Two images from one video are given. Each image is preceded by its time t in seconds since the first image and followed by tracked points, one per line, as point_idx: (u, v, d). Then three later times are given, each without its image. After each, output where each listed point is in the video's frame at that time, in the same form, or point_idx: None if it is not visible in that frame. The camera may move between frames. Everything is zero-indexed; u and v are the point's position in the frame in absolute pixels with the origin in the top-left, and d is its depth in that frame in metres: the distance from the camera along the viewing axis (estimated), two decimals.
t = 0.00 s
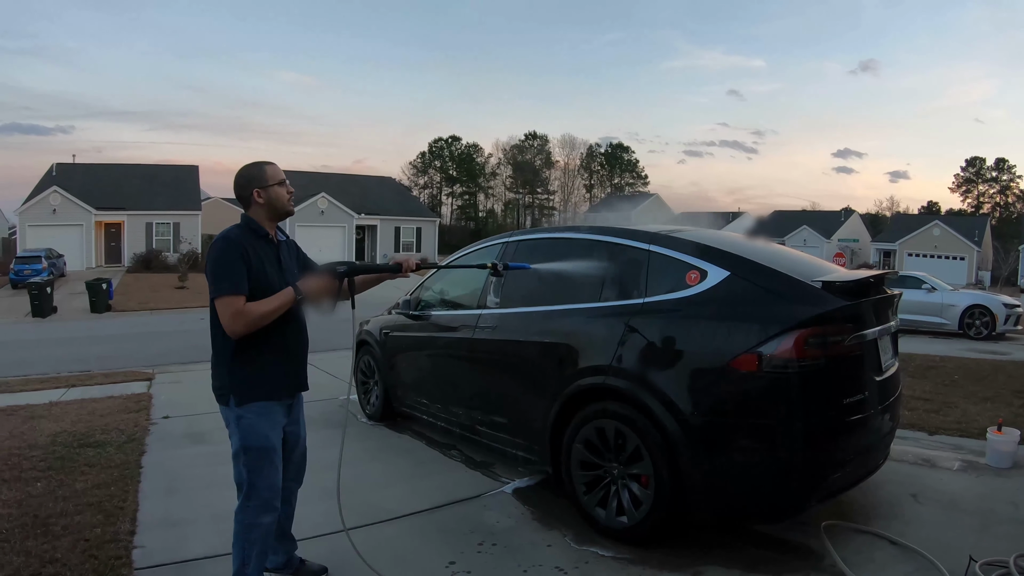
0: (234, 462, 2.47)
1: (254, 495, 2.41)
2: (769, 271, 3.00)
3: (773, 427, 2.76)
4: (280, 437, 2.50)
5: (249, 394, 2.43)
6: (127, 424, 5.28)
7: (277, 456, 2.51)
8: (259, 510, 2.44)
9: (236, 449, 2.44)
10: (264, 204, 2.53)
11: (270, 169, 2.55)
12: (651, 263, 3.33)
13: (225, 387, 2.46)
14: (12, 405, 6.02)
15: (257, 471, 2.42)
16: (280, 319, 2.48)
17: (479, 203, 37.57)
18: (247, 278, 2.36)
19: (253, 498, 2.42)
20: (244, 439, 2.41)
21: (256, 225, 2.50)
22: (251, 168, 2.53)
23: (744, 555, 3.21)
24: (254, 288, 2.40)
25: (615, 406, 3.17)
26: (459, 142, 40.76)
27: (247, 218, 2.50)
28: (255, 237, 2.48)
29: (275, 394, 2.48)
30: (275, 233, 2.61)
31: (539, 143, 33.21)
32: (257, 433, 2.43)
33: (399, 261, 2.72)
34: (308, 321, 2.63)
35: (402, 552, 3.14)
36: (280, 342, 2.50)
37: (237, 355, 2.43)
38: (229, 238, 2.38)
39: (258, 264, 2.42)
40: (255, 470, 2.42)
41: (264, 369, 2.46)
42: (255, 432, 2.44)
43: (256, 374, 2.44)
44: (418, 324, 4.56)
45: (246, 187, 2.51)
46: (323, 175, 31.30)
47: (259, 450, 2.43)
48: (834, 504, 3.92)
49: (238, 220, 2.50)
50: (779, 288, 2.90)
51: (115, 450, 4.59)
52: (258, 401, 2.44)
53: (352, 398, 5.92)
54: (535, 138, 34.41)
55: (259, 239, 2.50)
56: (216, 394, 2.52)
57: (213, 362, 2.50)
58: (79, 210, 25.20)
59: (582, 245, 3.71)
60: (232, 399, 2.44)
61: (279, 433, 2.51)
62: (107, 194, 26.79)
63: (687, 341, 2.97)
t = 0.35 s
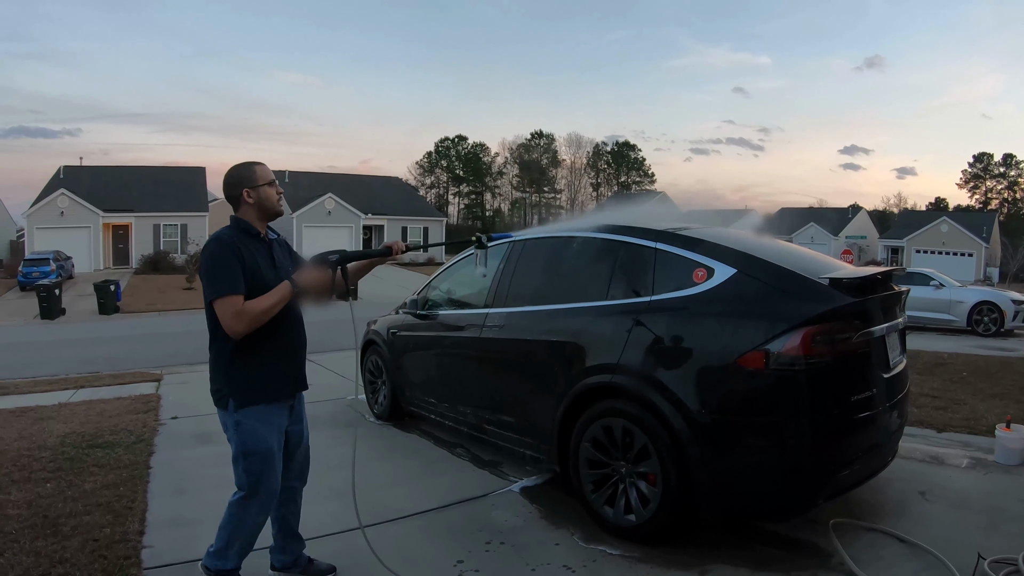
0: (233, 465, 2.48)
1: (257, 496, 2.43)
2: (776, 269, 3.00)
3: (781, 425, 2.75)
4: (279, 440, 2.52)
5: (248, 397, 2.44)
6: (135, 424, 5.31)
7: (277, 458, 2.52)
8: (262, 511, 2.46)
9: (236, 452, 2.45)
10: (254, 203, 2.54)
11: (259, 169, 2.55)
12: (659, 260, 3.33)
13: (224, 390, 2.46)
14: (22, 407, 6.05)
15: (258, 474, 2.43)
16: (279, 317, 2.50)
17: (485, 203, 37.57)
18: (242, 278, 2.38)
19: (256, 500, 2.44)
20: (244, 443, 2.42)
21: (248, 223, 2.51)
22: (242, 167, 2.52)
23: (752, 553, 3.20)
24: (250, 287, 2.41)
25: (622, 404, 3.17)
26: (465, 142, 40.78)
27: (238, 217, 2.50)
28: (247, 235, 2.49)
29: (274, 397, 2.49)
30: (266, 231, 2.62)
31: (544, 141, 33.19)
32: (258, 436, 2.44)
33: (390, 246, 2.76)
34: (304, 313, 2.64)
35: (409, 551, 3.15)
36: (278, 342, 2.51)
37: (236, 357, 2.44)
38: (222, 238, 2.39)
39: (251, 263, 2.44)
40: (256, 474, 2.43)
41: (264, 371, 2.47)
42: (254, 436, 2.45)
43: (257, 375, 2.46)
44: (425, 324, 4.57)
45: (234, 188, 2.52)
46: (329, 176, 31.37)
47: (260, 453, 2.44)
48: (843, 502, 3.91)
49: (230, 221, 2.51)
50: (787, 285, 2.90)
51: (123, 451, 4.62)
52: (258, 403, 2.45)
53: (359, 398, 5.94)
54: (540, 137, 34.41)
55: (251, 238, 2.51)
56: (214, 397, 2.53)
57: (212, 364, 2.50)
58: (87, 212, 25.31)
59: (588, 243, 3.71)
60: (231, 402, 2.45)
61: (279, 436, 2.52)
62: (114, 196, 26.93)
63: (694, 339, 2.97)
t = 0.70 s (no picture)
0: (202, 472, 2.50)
1: (225, 507, 2.46)
2: (779, 267, 3.00)
3: (786, 424, 2.75)
4: (248, 452, 2.53)
5: (215, 409, 2.45)
6: (141, 427, 5.33)
7: (246, 469, 2.54)
8: (232, 520, 2.50)
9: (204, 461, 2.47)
10: (227, 207, 2.56)
11: (231, 170, 2.57)
12: (663, 259, 3.34)
13: (192, 399, 2.47)
14: (30, 410, 6.09)
15: (224, 485, 2.46)
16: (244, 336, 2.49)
17: (488, 203, 37.60)
18: (202, 290, 2.37)
19: (223, 510, 2.48)
20: (210, 455, 2.44)
21: (221, 232, 2.52)
22: (213, 170, 2.55)
23: (758, 552, 3.21)
24: (209, 302, 2.41)
25: (627, 404, 3.17)
26: (468, 142, 40.84)
27: (213, 225, 2.51)
28: (219, 244, 2.49)
29: (241, 411, 2.50)
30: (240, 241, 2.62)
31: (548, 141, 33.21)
32: (224, 450, 2.45)
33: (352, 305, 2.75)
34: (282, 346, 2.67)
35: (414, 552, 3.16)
36: (244, 356, 2.51)
37: (202, 368, 2.45)
38: (192, 246, 2.40)
39: (217, 274, 2.43)
40: (221, 485, 2.46)
41: (230, 383, 2.47)
42: (221, 448, 2.46)
43: (224, 387, 2.46)
44: (431, 325, 4.58)
45: (209, 190, 2.54)
46: (332, 177, 31.44)
47: (226, 465, 2.46)
48: (849, 500, 3.91)
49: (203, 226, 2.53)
50: (791, 283, 2.90)
51: (130, 454, 4.64)
52: (224, 415, 2.46)
53: (364, 400, 5.96)
54: (543, 138, 34.44)
55: (224, 245, 2.52)
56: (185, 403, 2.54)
57: (183, 371, 2.51)
58: (92, 216, 25.43)
59: (593, 243, 3.71)
60: (198, 411, 2.46)
61: (247, 447, 2.54)
62: (119, 200, 27.04)
63: (699, 338, 2.97)
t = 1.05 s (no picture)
0: (190, 475, 2.53)
1: (215, 509, 2.48)
2: (781, 267, 3.01)
3: (788, 424, 2.76)
4: (233, 454, 2.56)
5: (199, 413, 2.46)
6: (145, 431, 5.35)
7: (232, 471, 2.57)
8: (222, 523, 2.52)
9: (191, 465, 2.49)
10: (209, 211, 2.57)
11: (217, 175, 2.59)
12: (665, 261, 3.34)
13: (176, 405, 2.49)
14: (35, 415, 6.11)
15: (211, 488, 2.49)
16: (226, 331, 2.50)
17: (491, 205, 37.63)
18: (182, 294, 2.39)
19: (213, 512, 2.50)
20: (197, 459, 2.46)
21: (197, 236, 2.54)
22: (196, 172, 2.56)
23: (762, 552, 3.21)
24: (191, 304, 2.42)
25: (630, 405, 3.18)
26: (470, 145, 40.92)
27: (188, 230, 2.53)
28: (195, 249, 2.51)
29: (225, 414, 2.51)
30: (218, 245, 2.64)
31: (550, 142, 33.20)
32: (209, 455, 2.48)
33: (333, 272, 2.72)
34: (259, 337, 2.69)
35: (419, 554, 3.18)
36: (226, 355, 2.52)
37: (185, 372, 2.46)
38: (167, 252, 2.42)
39: (194, 276, 2.44)
40: (210, 489, 2.49)
41: (214, 386, 2.49)
42: (206, 452, 2.49)
43: (208, 390, 2.48)
44: (434, 328, 4.59)
45: (191, 194, 2.55)
46: (335, 181, 31.50)
47: (213, 468, 2.49)
48: (853, 501, 3.91)
49: (182, 229, 2.55)
50: (792, 283, 2.91)
51: (134, 458, 4.66)
52: (208, 419, 2.48)
53: (367, 403, 5.97)
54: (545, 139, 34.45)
55: (202, 250, 2.54)
56: (170, 409, 2.55)
57: (165, 378, 2.52)
58: (96, 221, 25.52)
59: (595, 245, 3.72)
60: (182, 417, 2.48)
61: (231, 450, 2.56)
62: (122, 204, 27.11)
63: (701, 339, 2.98)
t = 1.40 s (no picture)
0: (196, 477, 2.54)
1: (224, 510, 2.49)
2: (780, 268, 3.02)
3: (789, 425, 2.76)
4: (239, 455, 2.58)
5: (204, 415, 2.48)
6: (147, 435, 5.36)
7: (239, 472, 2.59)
8: (228, 524, 2.53)
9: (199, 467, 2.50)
10: (206, 216, 2.58)
11: (212, 182, 2.61)
12: (665, 264, 3.35)
13: (179, 407, 2.50)
14: (36, 419, 6.12)
15: (220, 487, 2.50)
16: (226, 330, 2.51)
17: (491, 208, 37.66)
18: (182, 296, 2.40)
19: (222, 514, 2.51)
20: (206, 459, 2.48)
21: (195, 239, 2.55)
22: (192, 179, 2.58)
23: (764, 554, 3.21)
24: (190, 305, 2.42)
25: (631, 407, 3.19)
26: (470, 148, 40.98)
27: (186, 233, 2.54)
28: (194, 251, 2.52)
29: (228, 415, 2.53)
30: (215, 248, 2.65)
31: (550, 145, 33.21)
32: (218, 454, 2.50)
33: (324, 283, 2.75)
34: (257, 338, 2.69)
35: (420, 557, 3.18)
36: (227, 355, 2.53)
37: (187, 374, 2.47)
38: (166, 255, 2.42)
39: (193, 277, 2.45)
40: (217, 488, 2.50)
41: (218, 388, 2.50)
42: (214, 453, 2.50)
43: (211, 391, 2.48)
44: (435, 331, 4.60)
45: (188, 200, 2.57)
46: (335, 184, 31.55)
47: (221, 469, 2.50)
48: (854, 502, 3.91)
49: (180, 235, 2.56)
50: (792, 284, 2.92)
51: (136, 462, 4.66)
52: (212, 421, 2.49)
53: (368, 407, 5.97)
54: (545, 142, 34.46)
55: (200, 254, 2.55)
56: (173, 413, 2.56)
57: (167, 382, 2.52)
58: (97, 225, 25.56)
59: (595, 248, 3.73)
60: (188, 419, 2.49)
61: (238, 451, 2.58)
62: (123, 209, 27.17)
63: (701, 341, 2.98)
